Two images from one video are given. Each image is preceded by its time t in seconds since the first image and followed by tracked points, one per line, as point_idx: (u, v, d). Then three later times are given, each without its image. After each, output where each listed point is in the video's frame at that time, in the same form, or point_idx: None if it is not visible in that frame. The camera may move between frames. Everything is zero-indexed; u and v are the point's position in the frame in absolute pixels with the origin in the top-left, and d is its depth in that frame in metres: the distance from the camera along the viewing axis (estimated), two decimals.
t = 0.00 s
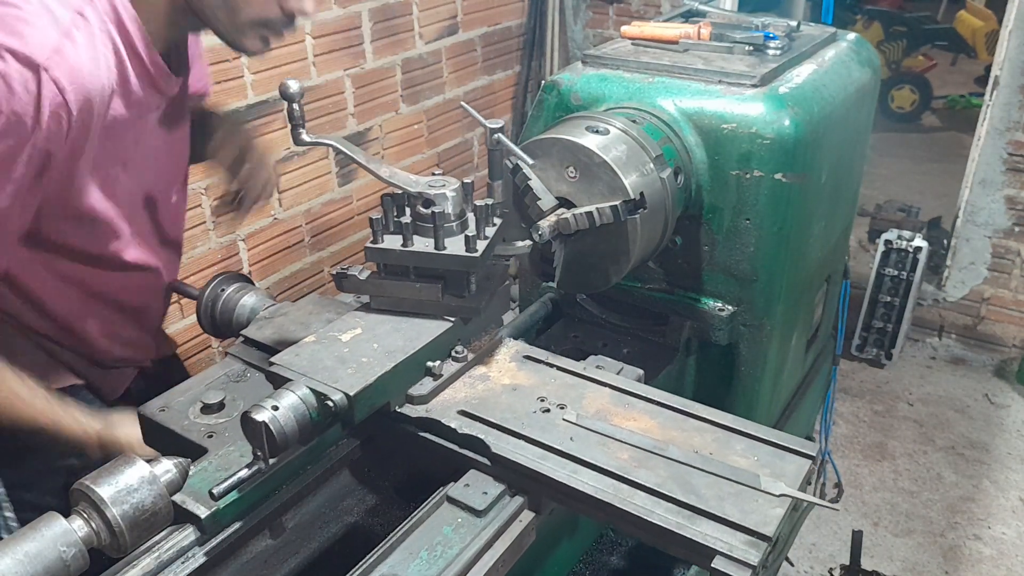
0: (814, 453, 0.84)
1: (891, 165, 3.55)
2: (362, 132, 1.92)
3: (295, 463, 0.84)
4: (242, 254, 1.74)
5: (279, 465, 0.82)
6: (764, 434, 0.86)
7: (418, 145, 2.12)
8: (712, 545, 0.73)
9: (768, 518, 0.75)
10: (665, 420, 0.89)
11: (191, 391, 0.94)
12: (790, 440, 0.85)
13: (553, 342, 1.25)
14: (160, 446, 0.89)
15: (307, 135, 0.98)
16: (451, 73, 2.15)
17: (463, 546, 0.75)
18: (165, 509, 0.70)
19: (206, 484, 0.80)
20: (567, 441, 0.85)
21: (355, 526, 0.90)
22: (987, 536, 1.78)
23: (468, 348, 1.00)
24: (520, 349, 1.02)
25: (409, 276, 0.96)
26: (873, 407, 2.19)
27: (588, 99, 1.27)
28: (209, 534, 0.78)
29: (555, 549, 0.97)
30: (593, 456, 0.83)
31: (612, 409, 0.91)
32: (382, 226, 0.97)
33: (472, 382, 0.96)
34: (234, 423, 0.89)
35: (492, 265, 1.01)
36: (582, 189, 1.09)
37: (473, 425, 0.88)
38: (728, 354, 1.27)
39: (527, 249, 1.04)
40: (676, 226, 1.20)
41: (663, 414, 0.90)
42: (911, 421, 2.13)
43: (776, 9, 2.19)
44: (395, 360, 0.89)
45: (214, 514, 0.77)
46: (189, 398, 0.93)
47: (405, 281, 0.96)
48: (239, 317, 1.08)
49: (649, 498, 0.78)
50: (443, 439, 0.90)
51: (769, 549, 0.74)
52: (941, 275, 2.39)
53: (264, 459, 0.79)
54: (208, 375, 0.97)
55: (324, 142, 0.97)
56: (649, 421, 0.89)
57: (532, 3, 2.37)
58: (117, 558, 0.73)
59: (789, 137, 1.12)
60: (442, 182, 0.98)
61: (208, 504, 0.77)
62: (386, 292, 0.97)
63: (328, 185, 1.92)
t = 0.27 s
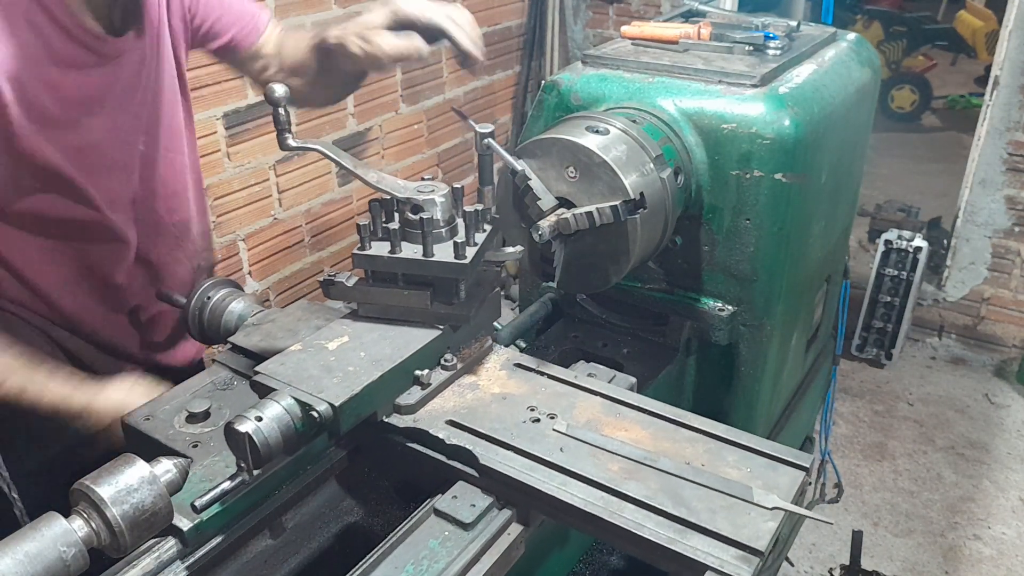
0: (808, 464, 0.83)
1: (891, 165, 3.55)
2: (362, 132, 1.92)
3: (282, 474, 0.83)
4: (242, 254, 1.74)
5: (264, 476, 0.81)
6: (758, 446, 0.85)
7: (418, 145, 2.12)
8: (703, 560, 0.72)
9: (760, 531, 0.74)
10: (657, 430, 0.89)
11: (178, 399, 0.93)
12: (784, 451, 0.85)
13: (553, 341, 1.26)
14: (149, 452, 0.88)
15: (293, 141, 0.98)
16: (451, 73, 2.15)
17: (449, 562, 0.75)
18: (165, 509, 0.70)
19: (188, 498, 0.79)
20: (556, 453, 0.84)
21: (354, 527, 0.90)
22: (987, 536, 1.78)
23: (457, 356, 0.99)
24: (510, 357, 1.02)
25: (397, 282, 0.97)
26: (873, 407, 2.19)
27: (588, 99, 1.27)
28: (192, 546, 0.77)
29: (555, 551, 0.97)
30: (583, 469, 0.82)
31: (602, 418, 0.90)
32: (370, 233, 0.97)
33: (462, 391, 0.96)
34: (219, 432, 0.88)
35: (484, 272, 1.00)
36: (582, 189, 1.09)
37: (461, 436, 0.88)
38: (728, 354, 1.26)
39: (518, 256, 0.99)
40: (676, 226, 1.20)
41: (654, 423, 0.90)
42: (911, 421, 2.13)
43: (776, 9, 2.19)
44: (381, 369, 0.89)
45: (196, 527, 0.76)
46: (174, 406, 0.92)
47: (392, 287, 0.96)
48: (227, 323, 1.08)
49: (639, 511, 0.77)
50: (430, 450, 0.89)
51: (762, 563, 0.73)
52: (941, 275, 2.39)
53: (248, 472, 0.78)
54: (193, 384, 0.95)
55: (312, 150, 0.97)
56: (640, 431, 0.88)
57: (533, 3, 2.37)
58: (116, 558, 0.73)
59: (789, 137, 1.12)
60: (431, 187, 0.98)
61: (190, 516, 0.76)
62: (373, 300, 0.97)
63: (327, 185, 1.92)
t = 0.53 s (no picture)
0: (806, 469, 0.83)
1: (891, 165, 3.55)
2: (362, 132, 1.92)
3: (275, 478, 0.83)
4: (242, 254, 1.74)
5: (257, 480, 0.81)
6: (755, 450, 0.85)
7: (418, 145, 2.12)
8: (700, 565, 0.72)
9: (758, 536, 0.74)
10: (654, 434, 0.89)
11: (172, 403, 0.92)
12: (782, 455, 0.85)
13: (553, 341, 1.25)
14: (145, 455, 0.88)
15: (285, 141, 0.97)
16: (451, 74, 2.15)
17: (446, 566, 0.75)
18: (165, 509, 0.70)
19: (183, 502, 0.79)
20: (553, 457, 0.84)
21: (354, 527, 0.90)
22: (987, 536, 1.78)
23: (453, 359, 1.00)
24: (508, 361, 1.02)
25: (392, 284, 0.97)
26: (873, 407, 2.20)
27: (588, 99, 1.27)
28: (186, 550, 0.77)
29: (553, 552, 0.97)
30: (579, 473, 0.82)
31: (599, 422, 0.90)
32: (365, 235, 0.97)
33: (457, 395, 0.95)
34: (214, 436, 0.88)
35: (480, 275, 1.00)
36: (582, 189, 1.09)
37: (456, 440, 0.88)
38: (728, 355, 1.26)
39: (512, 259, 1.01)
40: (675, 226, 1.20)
41: (651, 427, 0.90)
42: (911, 421, 2.13)
43: (776, 10, 2.20)
44: (377, 372, 0.89)
45: (190, 532, 0.76)
46: (169, 410, 0.91)
47: (387, 290, 0.97)
48: (222, 325, 1.08)
49: (635, 516, 0.77)
50: (425, 453, 0.89)
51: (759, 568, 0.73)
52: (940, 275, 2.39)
53: (242, 476, 0.78)
54: (188, 387, 0.95)
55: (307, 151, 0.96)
56: (637, 435, 0.88)
57: (533, 3, 2.38)
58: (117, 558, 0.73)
59: (789, 137, 1.12)
60: (427, 189, 0.98)
61: (185, 521, 0.76)
62: (368, 302, 0.97)
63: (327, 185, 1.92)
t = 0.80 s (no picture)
0: (806, 469, 0.83)
1: (891, 165, 3.55)
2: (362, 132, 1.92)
3: (275, 478, 0.83)
4: (242, 254, 1.74)
5: (257, 480, 0.81)
6: (755, 450, 0.85)
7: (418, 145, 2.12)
8: (700, 565, 0.72)
9: (758, 536, 0.74)
10: (654, 434, 0.89)
11: (172, 403, 0.92)
12: (782, 455, 0.85)
13: (552, 341, 1.25)
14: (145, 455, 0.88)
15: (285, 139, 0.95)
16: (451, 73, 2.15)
17: (446, 565, 0.75)
18: (165, 509, 0.70)
19: (183, 501, 0.79)
20: (552, 457, 0.84)
21: (355, 527, 0.90)
22: (987, 536, 1.78)
23: (453, 359, 1.00)
24: (508, 361, 1.01)
25: (392, 284, 0.97)
26: (873, 407, 2.20)
27: (588, 99, 1.27)
28: (186, 550, 0.77)
29: (552, 552, 0.97)
30: (578, 473, 0.82)
31: (599, 422, 0.90)
32: (365, 235, 0.97)
33: (457, 395, 0.95)
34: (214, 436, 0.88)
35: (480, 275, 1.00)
36: (582, 189, 1.09)
37: (456, 440, 0.88)
38: (728, 355, 1.26)
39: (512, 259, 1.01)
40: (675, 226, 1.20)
41: (651, 427, 0.90)
42: (911, 421, 2.13)
43: (776, 10, 2.20)
44: (377, 371, 0.89)
45: (189, 532, 0.76)
46: (169, 409, 0.91)
47: (387, 290, 0.97)
48: (222, 326, 1.08)
49: (635, 516, 0.77)
50: (425, 453, 0.89)
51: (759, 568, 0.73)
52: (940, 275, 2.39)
53: (242, 476, 0.79)
54: (188, 387, 0.96)
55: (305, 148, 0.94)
56: (637, 435, 0.88)
57: (533, 3, 2.38)
58: (117, 558, 0.73)
59: (789, 137, 1.12)
60: (427, 189, 0.98)
61: (185, 521, 0.76)
62: (368, 302, 0.97)
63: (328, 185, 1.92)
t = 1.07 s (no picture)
0: (806, 469, 0.83)
1: (891, 165, 3.55)
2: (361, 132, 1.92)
3: (275, 478, 0.83)
4: (242, 254, 1.74)
5: (257, 480, 0.81)
6: (756, 450, 0.85)
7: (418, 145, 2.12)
8: (700, 565, 0.72)
9: (758, 537, 0.74)
10: (654, 434, 0.89)
11: (172, 402, 0.93)
12: (782, 455, 0.85)
13: (552, 341, 1.25)
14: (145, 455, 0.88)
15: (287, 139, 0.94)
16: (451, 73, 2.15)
17: (446, 565, 0.75)
18: (165, 509, 0.70)
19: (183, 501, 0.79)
20: (552, 457, 0.84)
21: (354, 527, 0.90)
22: (987, 536, 1.78)
23: (453, 359, 1.00)
24: (508, 361, 1.01)
25: (392, 284, 0.97)
26: (873, 407, 2.20)
27: (588, 98, 1.27)
28: (186, 550, 0.77)
29: (552, 552, 0.97)
30: (578, 473, 0.82)
31: (599, 422, 0.90)
32: (365, 235, 0.97)
33: (457, 395, 0.95)
34: (214, 436, 0.88)
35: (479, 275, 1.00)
36: (582, 189, 1.08)
37: (456, 440, 0.88)
38: (728, 354, 1.26)
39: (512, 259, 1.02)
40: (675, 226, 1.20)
41: (651, 428, 0.89)
42: (911, 421, 2.13)
43: (777, 9, 2.19)
44: (377, 371, 0.89)
45: (189, 532, 0.76)
46: (169, 409, 0.91)
47: (387, 290, 0.97)
48: (222, 326, 1.08)
49: (635, 516, 0.77)
50: (425, 453, 0.89)
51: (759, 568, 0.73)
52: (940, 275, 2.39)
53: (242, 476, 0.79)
54: (188, 387, 0.96)
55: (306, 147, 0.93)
56: (637, 435, 0.88)
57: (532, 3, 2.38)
58: (117, 557, 0.73)
59: (789, 137, 1.12)
60: (427, 189, 0.98)
61: (185, 521, 0.76)
62: (368, 302, 0.97)
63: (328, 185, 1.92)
